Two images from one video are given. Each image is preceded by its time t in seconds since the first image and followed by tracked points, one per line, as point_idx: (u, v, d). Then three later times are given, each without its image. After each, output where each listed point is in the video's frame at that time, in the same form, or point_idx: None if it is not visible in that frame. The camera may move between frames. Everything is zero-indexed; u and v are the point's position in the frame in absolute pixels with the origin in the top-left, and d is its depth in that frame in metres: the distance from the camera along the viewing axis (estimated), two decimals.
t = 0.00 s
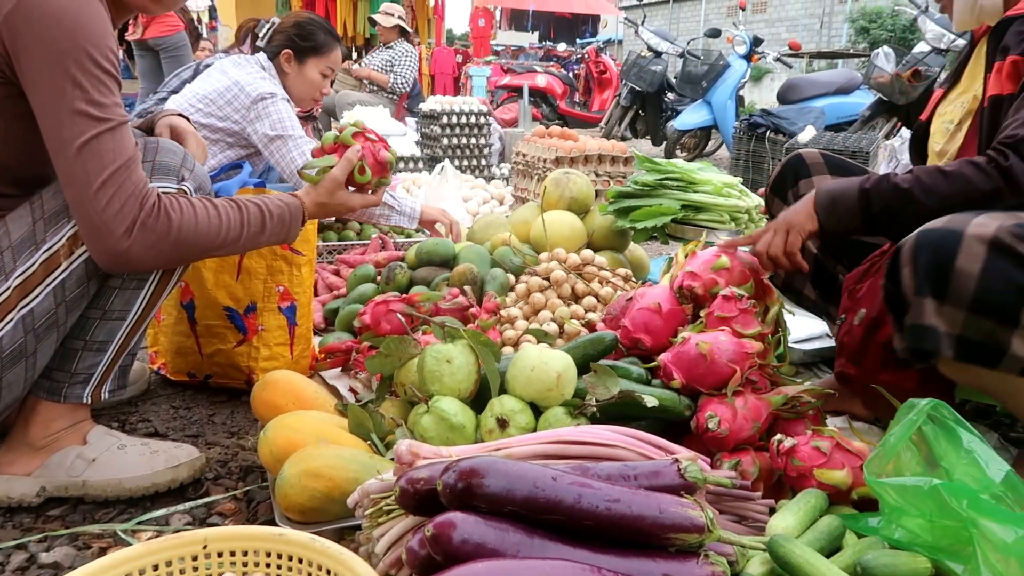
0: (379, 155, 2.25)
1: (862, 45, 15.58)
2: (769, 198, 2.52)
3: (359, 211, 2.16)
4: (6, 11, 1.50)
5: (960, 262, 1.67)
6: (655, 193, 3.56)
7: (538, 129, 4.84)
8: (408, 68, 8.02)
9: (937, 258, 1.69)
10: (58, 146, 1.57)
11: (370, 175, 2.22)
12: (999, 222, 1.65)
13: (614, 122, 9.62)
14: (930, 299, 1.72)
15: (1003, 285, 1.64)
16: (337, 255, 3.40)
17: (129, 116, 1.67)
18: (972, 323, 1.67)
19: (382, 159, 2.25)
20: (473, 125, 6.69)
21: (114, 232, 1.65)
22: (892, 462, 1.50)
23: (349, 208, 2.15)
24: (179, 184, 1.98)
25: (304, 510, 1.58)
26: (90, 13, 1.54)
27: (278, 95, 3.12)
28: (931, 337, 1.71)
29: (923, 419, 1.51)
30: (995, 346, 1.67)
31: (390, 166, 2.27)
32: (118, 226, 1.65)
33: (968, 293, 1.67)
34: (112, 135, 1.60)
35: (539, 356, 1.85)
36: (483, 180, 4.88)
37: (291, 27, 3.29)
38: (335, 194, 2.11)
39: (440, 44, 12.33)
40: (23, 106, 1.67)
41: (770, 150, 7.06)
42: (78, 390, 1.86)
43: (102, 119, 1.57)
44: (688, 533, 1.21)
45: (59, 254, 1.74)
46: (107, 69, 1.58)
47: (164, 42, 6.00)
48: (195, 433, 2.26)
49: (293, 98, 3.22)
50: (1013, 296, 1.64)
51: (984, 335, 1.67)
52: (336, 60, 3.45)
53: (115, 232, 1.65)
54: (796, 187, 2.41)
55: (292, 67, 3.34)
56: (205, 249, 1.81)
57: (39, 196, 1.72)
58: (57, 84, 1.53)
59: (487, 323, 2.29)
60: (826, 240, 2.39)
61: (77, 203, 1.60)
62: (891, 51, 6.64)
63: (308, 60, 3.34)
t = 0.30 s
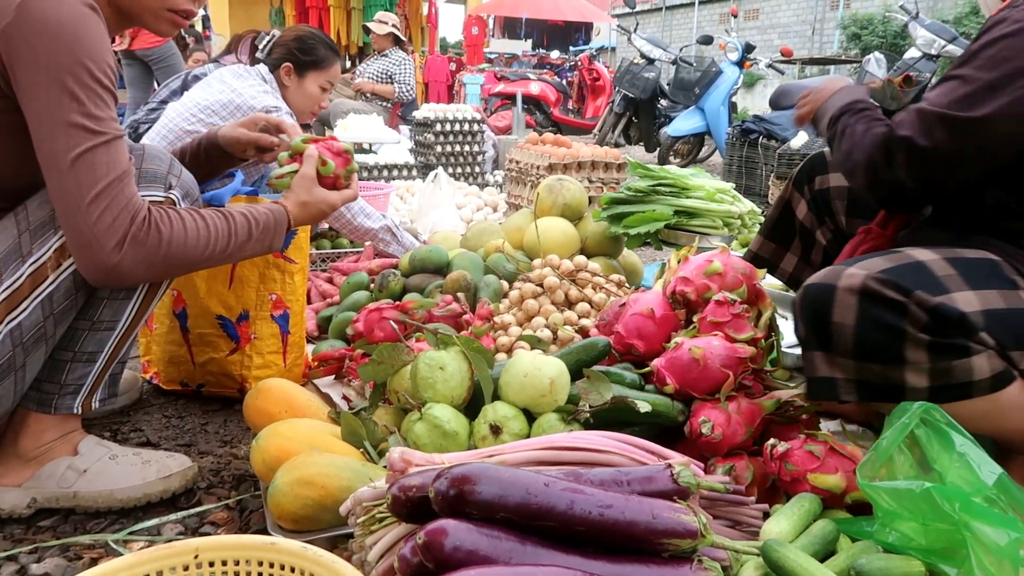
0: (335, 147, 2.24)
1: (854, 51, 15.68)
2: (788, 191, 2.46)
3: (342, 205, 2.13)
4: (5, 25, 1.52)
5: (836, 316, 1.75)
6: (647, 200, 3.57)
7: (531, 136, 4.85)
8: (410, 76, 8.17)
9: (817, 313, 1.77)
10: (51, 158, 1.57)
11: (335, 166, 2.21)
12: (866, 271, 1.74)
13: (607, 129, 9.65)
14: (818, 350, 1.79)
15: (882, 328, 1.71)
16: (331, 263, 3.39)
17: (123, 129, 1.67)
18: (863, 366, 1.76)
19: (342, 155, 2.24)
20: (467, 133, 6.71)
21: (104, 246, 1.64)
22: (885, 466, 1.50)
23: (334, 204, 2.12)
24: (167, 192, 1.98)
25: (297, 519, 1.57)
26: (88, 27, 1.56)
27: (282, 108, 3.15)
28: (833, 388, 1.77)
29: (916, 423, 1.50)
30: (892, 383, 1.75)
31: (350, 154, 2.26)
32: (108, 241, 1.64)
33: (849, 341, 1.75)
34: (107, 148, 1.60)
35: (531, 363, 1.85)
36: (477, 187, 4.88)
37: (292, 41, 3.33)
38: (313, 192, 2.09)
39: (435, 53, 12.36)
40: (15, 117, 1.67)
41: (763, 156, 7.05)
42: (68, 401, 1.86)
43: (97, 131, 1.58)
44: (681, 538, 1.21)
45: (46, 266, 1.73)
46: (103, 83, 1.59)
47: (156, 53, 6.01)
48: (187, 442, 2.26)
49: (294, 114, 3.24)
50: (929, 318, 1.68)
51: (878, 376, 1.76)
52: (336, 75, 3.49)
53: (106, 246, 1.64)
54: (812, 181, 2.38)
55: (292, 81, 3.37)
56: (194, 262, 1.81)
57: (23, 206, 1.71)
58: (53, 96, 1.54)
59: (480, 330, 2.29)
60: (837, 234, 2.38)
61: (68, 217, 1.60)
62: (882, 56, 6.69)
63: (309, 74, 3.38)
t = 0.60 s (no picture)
0: (306, 149, 2.29)
1: (841, 50, 15.76)
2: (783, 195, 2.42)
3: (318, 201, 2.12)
4: None
5: (789, 305, 1.75)
6: (636, 198, 3.57)
7: (520, 135, 4.85)
8: (399, 75, 8.08)
9: (770, 305, 1.78)
10: (33, 159, 1.55)
11: (308, 165, 2.24)
12: (815, 261, 1.74)
13: (596, 128, 9.65)
14: (773, 340, 1.81)
15: (833, 316, 1.71)
16: (318, 263, 3.38)
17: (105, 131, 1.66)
18: (817, 353, 1.76)
19: (313, 156, 2.28)
20: (455, 132, 6.70)
21: (87, 249, 1.63)
22: (870, 460, 1.50)
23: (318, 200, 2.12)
24: (147, 191, 1.96)
25: (283, 519, 1.56)
26: (70, 29, 1.54)
27: (276, 112, 3.17)
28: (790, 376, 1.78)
29: (901, 417, 1.51)
30: (847, 368, 1.75)
31: (321, 153, 2.29)
32: (91, 243, 1.63)
33: (802, 329, 1.75)
34: (90, 150, 1.59)
35: (518, 361, 1.85)
36: (465, 187, 4.88)
37: (285, 45, 3.34)
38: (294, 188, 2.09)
39: (424, 52, 12.34)
40: None
41: (751, 155, 7.06)
42: (52, 403, 1.84)
43: (79, 133, 1.56)
44: (667, 534, 1.21)
45: (25, 268, 1.71)
46: (85, 85, 1.58)
47: (142, 53, 5.96)
48: (174, 444, 2.24)
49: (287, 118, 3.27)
50: (875, 302, 1.68)
51: (831, 361, 1.75)
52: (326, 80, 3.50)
53: (88, 249, 1.63)
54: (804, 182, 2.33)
55: (284, 84, 3.38)
56: (178, 263, 1.80)
57: None
58: (34, 98, 1.52)
59: (468, 328, 2.29)
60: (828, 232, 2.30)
61: (49, 220, 1.59)
62: (869, 55, 6.73)
63: (301, 78, 3.39)
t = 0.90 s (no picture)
0: (294, 146, 2.29)
1: (833, 46, 15.81)
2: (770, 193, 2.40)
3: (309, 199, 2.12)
4: None
5: (762, 278, 1.78)
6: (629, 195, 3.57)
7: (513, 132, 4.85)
8: (390, 73, 8.01)
9: (745, 279, 1.81)
10: (23, 160, 1.54)
11: (298, 162, 2.25)
12: (790, 237, 1.77)
13: (589, 125, 9.65)
14: (747, 314, 1.82)
15: (803, 289, 1.74)
16: (311, 261, 3.37)
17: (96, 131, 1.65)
18: (788, 326, 1.77)
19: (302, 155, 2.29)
20: (448, 129, 6.69)
21: (76, 251, 1.63)
22: (863, 456, 1.50)
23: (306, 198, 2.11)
24: (140, 190, 1.96)
25: (278, 518, 1.56)
26: (62, 29, 1.54)
27: (264, 108, 3.17)
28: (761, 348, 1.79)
29: (894, 413, 1.51)
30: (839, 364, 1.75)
31: (309, 150, 2.31)
32: (81, 244, 1.62)
33: (773, 302, 1.77)
34: (80, 151, 1.58)
35: (513, 358, 1.85)
36: (458, 184, 4.87)
37: (273, 40, 3.32)
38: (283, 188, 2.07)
39: (417, 49, 12.30)
40: None
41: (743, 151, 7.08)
42: (44, 403, 1.84)
43: (71, 134, 1.56)
44: (662, 530, 1.21)
45: (18, 267, 1.69)
46: (76, 85, 1.57)
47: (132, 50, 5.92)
48: (168, 443, 2.23)
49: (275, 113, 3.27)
50: (844, 275, 1.71)
51: (802, 334, 1.77)
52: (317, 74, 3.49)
53: (78, 250, 1.62)
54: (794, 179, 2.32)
55: (273, 79, 3.35)
56: (168, 263, 1.79)
57: None
58: (25, 98, 1.51)
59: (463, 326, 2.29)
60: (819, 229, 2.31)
61: (38, 221, 1.58)
62: (860, 51, 6.77)
63: (289, 73, 3.37)
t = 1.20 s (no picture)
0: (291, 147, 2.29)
1: (830, 49, 15.84)
2: (767, 196, 2.40)
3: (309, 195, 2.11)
4: None
5: (746, 281, 1.74)
6: (627, 199, 3.57)
7: (512, 136, 4.85)
8: (389, 78, 8.12)
9: (730, 282, 1.77)
10: (22, 169, 1.54)
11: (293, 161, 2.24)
12: (773, 240, 1.74)
13: (588, 128, 9.65)
14: (732, 315, 1.77)
15: (786, 291, 1.70)
16: (311, 266, 3.37)
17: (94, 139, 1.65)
18: (772, 327, 1.73)
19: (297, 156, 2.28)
20: (447, 134, 6.70)
21: (77, 260, 1.62)
22: (863, 461, 1.51)
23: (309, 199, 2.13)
24: (138, 197, 1.95)
25: (278, 526, 1.56)
26: (61, 38, 1.54)
27: (267, 115, 3.14)
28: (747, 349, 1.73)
29: (894, 418, 1.51)
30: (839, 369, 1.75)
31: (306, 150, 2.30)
32: (81, 253, 1.62)
33: (757, 303, 1.73)
34: (80, 159, 1.58)
35: (512, 364, 1.84)
36: (457, 189, 4.87)
37: (262, 40, 3.26)
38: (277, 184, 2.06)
39: (415, 53, 12.31)
40: None
41: (742, 155, 7.08)
42: (43, 410, 1.83)
43: (70, 143, 1.56)
44: (663, 537, 1.21)
45: (16, 275, 1.69)
46: (75, 94, 1.58)
47: (132, 56, 5.92)
48: (167, 450, 2.23)
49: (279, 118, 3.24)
50: (825, 276, 1.68)
51: (786, 335, 1.73)
52: (312, 70, 3.41)
53: (79, 259, 1.62)
54: (792, 183, 2.32)
55: (267, 79, 3.32)
56: (168, 270, 1.79)
57: None
58: (25, 108, 1.51)
59: (462, 331, 2.28)
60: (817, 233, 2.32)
61: (39, 231, 1.58)
62: (858, 54, 6.78)
63: (282, 71, 3.31)
